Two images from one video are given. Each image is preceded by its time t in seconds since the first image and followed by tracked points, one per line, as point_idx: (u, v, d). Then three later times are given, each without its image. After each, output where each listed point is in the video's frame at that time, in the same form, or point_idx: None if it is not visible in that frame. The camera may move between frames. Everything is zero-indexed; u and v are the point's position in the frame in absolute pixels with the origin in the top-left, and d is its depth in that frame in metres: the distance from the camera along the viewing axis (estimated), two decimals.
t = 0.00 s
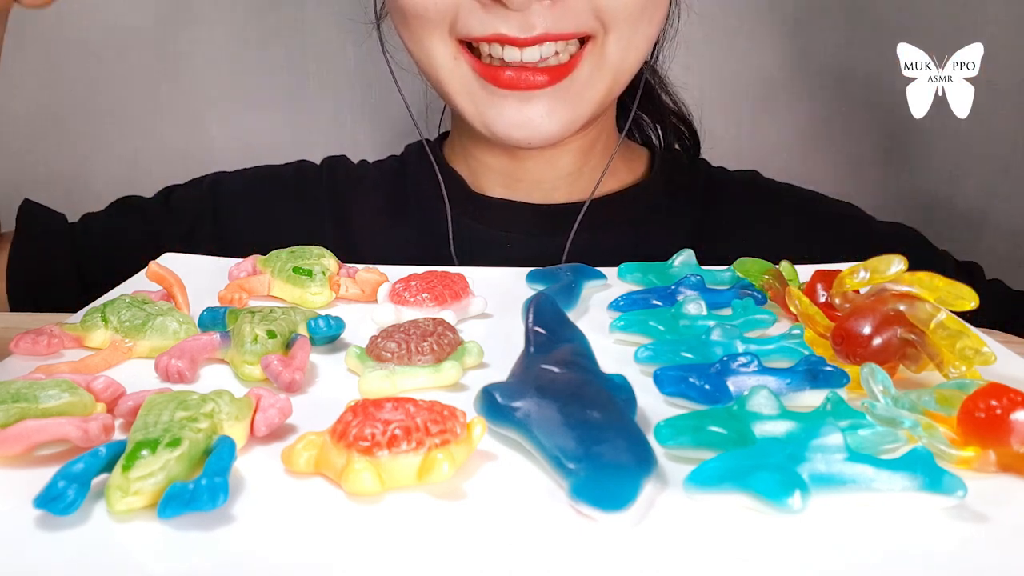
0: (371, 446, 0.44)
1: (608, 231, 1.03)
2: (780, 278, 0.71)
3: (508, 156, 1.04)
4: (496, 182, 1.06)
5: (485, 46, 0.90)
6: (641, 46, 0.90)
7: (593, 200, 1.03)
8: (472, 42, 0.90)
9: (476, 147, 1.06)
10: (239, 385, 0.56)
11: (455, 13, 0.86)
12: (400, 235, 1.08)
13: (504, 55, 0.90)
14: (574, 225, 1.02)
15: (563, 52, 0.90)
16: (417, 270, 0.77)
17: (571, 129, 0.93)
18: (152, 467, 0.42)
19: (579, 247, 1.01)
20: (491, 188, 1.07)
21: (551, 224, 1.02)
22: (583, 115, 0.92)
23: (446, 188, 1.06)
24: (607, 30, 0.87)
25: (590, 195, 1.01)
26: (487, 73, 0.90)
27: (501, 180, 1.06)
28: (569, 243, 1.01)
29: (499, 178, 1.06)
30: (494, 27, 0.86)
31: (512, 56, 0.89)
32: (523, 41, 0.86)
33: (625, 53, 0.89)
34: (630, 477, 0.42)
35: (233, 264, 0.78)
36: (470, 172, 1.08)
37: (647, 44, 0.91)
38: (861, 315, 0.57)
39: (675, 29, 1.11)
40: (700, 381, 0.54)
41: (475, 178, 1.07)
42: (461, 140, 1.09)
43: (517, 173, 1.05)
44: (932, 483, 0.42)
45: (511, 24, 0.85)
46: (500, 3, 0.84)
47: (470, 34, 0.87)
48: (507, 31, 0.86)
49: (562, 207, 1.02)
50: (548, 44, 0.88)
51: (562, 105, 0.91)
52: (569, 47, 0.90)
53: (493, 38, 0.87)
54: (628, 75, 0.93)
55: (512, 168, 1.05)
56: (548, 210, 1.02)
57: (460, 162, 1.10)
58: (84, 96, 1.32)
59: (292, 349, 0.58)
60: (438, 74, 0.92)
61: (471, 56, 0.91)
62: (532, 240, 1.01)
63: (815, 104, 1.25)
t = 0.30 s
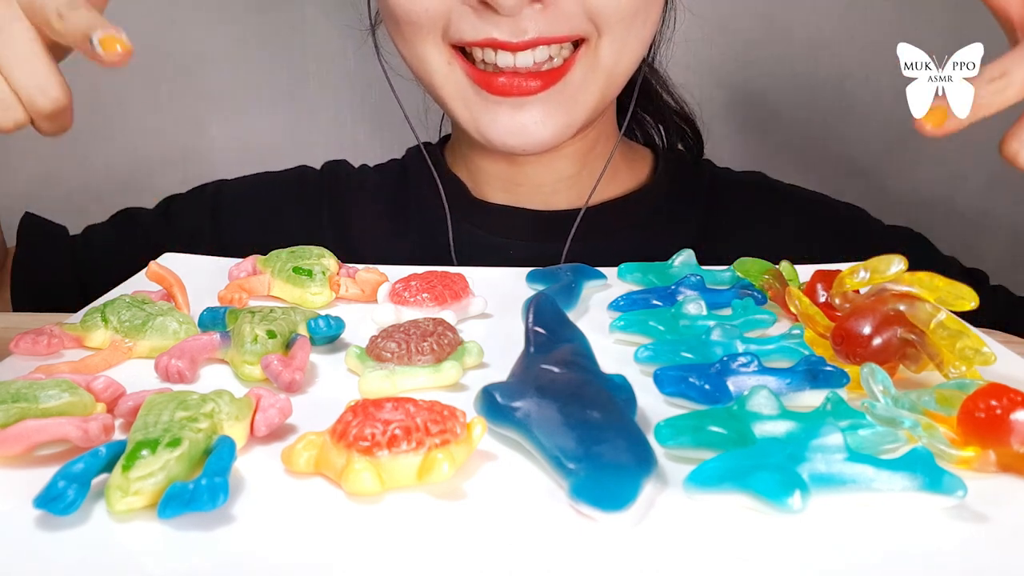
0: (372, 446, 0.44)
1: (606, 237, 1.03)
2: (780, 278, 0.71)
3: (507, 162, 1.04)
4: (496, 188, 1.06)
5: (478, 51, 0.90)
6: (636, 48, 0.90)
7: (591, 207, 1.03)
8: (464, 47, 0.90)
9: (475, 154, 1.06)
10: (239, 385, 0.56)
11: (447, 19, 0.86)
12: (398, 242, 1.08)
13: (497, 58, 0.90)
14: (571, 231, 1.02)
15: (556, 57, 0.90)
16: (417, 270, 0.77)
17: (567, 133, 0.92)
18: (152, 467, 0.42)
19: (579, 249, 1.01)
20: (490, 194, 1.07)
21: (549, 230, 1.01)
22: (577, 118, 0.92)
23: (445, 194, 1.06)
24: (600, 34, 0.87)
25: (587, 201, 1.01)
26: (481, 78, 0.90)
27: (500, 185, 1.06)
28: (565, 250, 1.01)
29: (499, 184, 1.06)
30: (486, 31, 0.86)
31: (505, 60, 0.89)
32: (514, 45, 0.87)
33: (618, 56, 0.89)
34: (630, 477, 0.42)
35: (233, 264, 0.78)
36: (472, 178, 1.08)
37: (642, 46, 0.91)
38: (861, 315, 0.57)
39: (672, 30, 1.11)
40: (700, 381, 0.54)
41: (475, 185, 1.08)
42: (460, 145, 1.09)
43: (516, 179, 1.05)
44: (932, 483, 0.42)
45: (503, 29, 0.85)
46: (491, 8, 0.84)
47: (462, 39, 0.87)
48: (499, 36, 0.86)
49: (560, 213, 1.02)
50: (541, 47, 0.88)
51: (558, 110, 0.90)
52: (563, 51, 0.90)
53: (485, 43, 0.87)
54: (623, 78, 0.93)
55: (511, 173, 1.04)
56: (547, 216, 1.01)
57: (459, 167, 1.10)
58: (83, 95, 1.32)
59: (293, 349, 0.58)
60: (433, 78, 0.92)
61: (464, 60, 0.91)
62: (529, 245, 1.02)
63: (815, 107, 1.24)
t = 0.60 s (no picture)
0: (371, 446, 0.44)
1: (606, 240, 1.03)
2: (780, 278, 0.71)
3: (506, 163, 1.03)
4: (495, 189, 1.06)
5: (483, 46, 0.90)
6: (638, 46, 0.89)
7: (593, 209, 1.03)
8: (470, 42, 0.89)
9: (474, 155, 1.06)
10: (239, 385, 0.56)
11: (452, 13, 0.85)
12: (396, 245, 1.08)
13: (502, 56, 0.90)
14: (572, 233, 1.02)
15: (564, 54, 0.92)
16: (417, 270, 0.77)
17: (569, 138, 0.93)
18: (152, 467, 0.42)
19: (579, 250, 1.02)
20: (490, 195, 1.07)
21: (549, 232, 1.01)
22: (580, 121, 0.92)
23: (445, 196, 1.06)
24: (606, 31, 0.86)
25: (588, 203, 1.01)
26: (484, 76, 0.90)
27: (500, 186, 1.06)
28: (568, 252, 1.01)
29: (498, 185, 1.06)
30: (492, 25, 0.85)
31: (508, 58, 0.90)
32: (521, 39, 0.86)
33: (623, 54, 0.89)
34: (630, 477, 0.42)
35: (233, 264, 0.78)
36: (470, 179, 1.08)
37: (646, 45, 0.90)
38: (861, 315, 0.57)
39: (676, 31, 1.11)
40: (700, 381, 0.54)
41: (473, 188, 1.07)
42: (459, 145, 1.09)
43: (516, 180, 1.04)
44: (932, 483, 0.42)
45: (511, 22, 0.84)
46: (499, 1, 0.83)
47: (468, 33, 0.86)
48: (505, 29, 0.85)
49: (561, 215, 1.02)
50: (545, 46, 0.89)
51: (561, 114, 0.91)
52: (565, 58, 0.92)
53: (491, 36, 0.86)
54: (626, 77, 0.92)
55: (511, 174, 1.04)
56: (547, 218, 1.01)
57: (458, 168, 1.09)
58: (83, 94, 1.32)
59: (293, 349, 0.58)
60: (436, 77, 0.91)
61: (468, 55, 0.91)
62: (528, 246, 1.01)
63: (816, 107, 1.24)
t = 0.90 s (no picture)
0: (371, 446, 0.44)
1: (607, 241, 1.03)
2: (780, 278, 0.71)
3: (507, 164, 1.03)
4: (495, 189, 1.06)
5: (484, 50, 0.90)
6: (638, 50, 0.90)
7: (594, 211, 1.03)
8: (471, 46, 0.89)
9: (474, 156, 1.06)
10: (239, 385, 0.56)
11: (453, 16, 0.85)
12: (397, 245, 1.08)
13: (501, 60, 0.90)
14: (573, 234, 1.02)
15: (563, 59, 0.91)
16: (417, 270, 0.77)
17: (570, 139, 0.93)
18: (152, 467, 0.42)
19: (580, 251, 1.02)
20: (490, 195, 1.07)
21: (550, 233, 1.01)
22: (581, 123, 0.92)
23: (444, 197, 1.06)
24: (605, 37, 0.86)
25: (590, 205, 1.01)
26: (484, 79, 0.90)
27: (500, 186, 1.06)
28: (569, 254, 1.01)
29: (498, 185, 1.06)
30: (493, 29, 0.85)
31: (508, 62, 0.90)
32: (521, 44, 0.86)
33: (623, 57, 0.89)
34: (630, 477, 0.42)
35: (233, 264, 0.78)
36: (471, 180, 1.08)
37: (646, 46, 0.90)
38: (861, 315, 0.57)
39: (677, 33, 1.11)
40: (700, 381, 0.54)
41: (474, 188, 1.07)
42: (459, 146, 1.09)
43: (516, 180, 1.04)
44: (932, 483, 0.42)
45: (511, 27, 0.84)
46: (500, 5, 0.82)
47: (468, 36, 0.86)
48: (505, 33, 0.85)
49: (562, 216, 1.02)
50: (544, 51, 0.88)
51: (562, 117, 0.91)
52: (565, 65, 0.91)
53: (491, 40, 0.86)
54: (626, 79, 0.92)
55: (511, 174, 1.04)
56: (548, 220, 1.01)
57: (458, 169, 1.09)
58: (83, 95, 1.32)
59: (293, 349, 0.58)
60: (437, 78, 0.91)
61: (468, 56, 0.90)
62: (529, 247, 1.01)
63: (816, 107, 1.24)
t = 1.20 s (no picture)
0: (371, 446, 0.44)
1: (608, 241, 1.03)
2: (780, 279, 0.71)
3: (507, 163, 1.03)
4: (495, 189, 1.06)
5: (486, 48, 0.90)
6: (639, 48, 0.89)
7: (596, 211, 1.03)
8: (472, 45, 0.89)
9: (474, 155, 1.06)
10: (239, 385, 0.56)
11: (455, 16, 0.85)
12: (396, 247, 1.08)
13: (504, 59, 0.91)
14: (575, 234, 1.01)
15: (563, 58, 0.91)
16: (417, 270, 0.77)
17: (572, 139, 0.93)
18: (152, 467, 0.42)
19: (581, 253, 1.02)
20: (490, 195, 1.07)
21: (551, 232, 1.01)
22: (582, 122, 0.92)
23: (444, 196, 1.06)
24: (607, 34, 0.86)
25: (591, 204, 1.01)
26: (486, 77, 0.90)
27: (500, 185, 1.05)
28: (570, 254, 1.01)
29: (499, 185, 1.06)
30: (495, 28, 0.85)
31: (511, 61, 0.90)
32: (523, 41, 0.86)
33: (624, 56, 0.89)
34: (631, 477, 0.42)
35: (232, 264, 0.78)
36: (471, 180, 1.07)
37: (647, 46, 0.90)
38: (861, 315, 0.57)
39: (677, 32, 1.11)
40: (700, 381, 0.54)
41: (474, 188, 1.07)
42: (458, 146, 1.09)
43: (516, 180, 1.04)
44: (932, 483, 0.42)
45: (513, 25, 0.84)
46: (502, 3, 0.82)
47: (471, 36, 0.86)
48: (508, 32, 0.85)
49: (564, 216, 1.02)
50: (547, 49, 0.89)
51: (564, 118, 0.91)
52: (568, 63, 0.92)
53: (494, 39, 0.85)
54: (627, 77, 0.92)
55: (510, 174, 1.04)
56: (548, 220, 1.01)
57: (458, 169, 1.09)
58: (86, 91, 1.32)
59: (293, 349, 0.58)
60: (439, 78, 0.91)
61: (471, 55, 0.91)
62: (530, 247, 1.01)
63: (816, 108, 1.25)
